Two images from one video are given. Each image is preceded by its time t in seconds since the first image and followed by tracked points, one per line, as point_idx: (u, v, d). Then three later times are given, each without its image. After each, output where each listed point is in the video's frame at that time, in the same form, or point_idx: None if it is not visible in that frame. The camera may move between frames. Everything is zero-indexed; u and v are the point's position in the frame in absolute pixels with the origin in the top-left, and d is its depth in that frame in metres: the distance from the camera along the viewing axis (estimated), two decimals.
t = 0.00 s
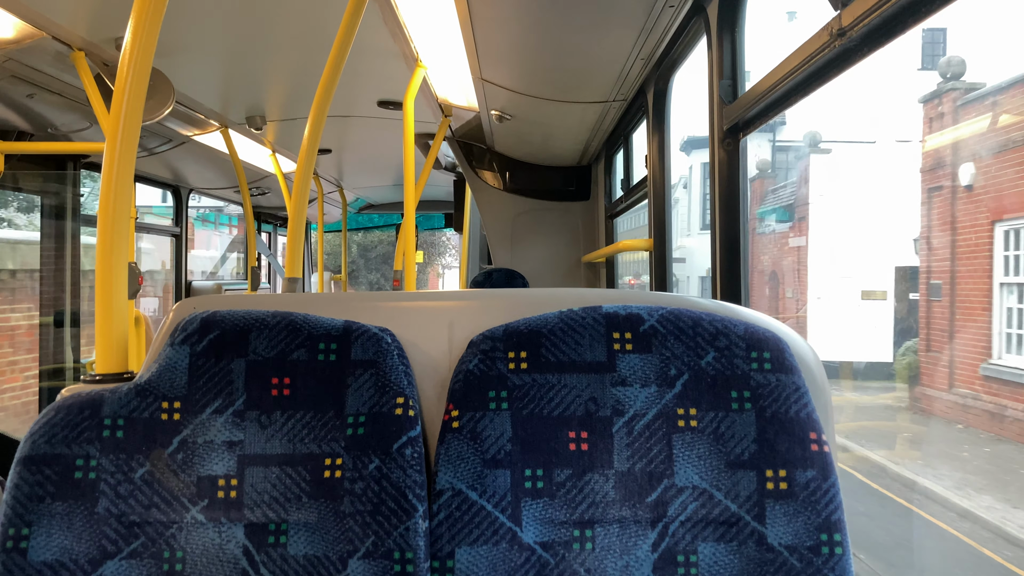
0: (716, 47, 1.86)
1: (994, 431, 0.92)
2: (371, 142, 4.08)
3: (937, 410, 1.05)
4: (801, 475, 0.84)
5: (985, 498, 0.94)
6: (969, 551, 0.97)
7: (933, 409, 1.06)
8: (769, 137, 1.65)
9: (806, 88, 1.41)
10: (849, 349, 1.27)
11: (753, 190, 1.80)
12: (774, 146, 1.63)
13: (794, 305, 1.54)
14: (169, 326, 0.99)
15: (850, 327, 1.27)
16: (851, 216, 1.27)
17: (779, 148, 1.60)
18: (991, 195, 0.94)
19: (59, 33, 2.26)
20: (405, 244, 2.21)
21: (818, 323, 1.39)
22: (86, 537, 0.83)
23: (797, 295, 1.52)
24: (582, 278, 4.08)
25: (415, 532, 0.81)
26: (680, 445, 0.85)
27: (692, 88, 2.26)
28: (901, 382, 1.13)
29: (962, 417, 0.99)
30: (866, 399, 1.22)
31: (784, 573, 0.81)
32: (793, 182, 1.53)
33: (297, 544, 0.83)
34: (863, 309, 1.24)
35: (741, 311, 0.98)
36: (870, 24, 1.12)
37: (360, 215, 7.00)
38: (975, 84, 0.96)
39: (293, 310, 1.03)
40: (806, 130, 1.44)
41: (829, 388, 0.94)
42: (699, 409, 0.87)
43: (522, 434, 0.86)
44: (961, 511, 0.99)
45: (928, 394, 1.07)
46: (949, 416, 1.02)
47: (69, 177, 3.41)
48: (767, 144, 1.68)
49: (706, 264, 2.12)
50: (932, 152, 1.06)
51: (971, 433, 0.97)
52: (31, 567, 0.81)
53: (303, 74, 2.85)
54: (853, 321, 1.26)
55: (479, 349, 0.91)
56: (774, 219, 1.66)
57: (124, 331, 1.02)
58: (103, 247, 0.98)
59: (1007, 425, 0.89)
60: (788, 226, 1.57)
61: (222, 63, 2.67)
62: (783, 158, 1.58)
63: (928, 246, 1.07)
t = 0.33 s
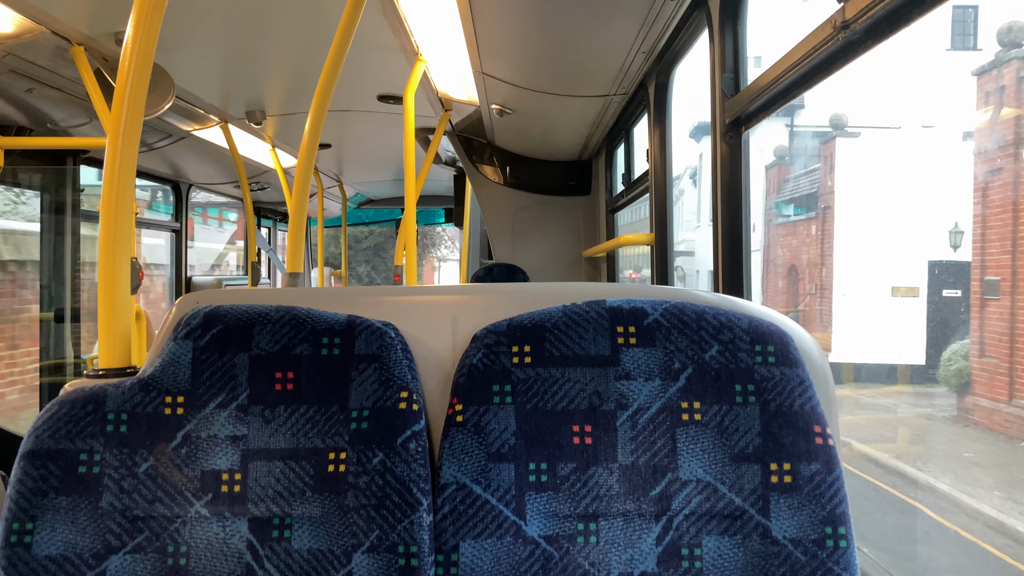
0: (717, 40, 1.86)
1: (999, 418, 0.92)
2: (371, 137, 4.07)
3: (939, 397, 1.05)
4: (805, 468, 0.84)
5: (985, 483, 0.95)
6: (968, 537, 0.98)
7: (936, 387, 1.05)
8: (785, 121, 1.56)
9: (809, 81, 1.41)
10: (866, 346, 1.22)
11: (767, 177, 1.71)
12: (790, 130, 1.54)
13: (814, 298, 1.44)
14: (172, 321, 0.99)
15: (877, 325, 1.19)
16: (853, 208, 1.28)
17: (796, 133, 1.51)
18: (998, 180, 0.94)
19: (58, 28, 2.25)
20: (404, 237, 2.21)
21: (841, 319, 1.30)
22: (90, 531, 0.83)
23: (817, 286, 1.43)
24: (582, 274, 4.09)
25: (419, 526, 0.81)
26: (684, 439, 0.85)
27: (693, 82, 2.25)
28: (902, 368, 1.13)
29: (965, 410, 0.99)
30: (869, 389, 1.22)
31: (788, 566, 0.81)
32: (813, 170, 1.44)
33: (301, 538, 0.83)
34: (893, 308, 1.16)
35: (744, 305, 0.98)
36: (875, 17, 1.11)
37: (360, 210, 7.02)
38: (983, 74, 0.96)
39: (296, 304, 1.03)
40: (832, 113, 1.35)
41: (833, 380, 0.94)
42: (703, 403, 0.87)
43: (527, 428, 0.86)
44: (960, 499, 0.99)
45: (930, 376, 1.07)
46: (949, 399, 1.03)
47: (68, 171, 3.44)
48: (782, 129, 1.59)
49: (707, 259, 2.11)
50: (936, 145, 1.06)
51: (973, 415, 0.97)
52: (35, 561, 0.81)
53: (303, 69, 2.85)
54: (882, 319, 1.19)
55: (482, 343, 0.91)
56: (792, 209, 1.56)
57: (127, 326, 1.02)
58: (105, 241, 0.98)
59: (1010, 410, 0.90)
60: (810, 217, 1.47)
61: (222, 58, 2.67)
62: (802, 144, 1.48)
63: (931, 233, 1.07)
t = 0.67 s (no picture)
0: (720, 26, 1.85)
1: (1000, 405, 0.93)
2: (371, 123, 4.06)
3: (939, 392, 1.06)
4: (805, 453, 0.84)
5: (982, 472, 0.95)
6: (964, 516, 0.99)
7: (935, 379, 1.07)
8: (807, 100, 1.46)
9: (812, 67, 1.40)
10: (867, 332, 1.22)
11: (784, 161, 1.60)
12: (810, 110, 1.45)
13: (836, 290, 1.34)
14: (171, 303, 0.99)
15: (909, 322, 1.11)
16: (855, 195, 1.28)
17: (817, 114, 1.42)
18: (998, 168, 0.94)
19: (57, 10, 2.24)
20: (404, 226, 2.21)
21: (867, 315, 1.21)
22: (89, 511, 0.83)
23: (840, 279, 1.33)
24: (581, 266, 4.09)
25: (419, 507, 0.82)
26: (684, 423, 0.85)
27: (694, 70, 2.25)
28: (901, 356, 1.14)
29: (966, 397, 0.99)
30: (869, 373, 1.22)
31: (787, 550, 0.81)
32: (836, 152, 1.34)
33: (301, 519, 0.83)
34: (924, 301, 1.08)
35: (746, 291, 0.98)
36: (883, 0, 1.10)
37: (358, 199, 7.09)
38: (988, 56, 0.96)
39: (295, 287, 1.03)
40: (859, 90, 1.25)
41: (833, 365, 0.94)
42: (703, 387, 0.87)
43: (527, 412, 0.86)
44: (958, 482, 1.00)
45: (930, 373, 1.08)
46: (949, 395, 1.04)
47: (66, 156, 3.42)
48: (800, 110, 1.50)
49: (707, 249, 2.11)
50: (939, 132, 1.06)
51: (971, 406, 0.99)
52: (35, 540, 0.81)
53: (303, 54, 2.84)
54: (915, 316, 1.10)
55: (483, 326, 0.91)
56: (812, 194, 1.46)
57: (126, 308, 1.01)
58: (104, 220, 0.98)
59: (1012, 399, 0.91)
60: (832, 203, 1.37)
61: (221, 42, 2.66)
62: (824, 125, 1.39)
63: (933, 218, 1.07)
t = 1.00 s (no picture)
0: (719, 17, 1.84)
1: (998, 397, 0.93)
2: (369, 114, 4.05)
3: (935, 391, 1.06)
4: (800, 445, 0.84)
5: (976, 466, 0.97)
6: (958, 506, 0.99)
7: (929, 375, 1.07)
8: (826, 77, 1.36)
9: (811, 58, 1.40)
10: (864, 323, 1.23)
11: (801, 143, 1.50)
12: (830, 88, 1.35)
13: (864, 284, 1.24)
14: (167, 293, 0.99)
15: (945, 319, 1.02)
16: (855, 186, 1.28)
17: (837, 93, 1.32)
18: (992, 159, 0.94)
19: None
20: (404, 217, 2.20)
21: (897, 307, 1.13)
22: (86, 500, 0.83)
23: (867, 268, 1.24)
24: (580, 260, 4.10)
25: (414, 498, 0.82)
26: (679, 415, 0.86)
27: (693, 61, 2.24)
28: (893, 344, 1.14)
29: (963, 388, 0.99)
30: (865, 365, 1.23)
31: (781, 541, 0.81)
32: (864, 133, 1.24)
33: (297, 509, 0.83)
34: (942, 293, 1.04)
35: (742, 284, 0.98)
36: None
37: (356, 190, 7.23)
38: (983, 42, 0.94)
39: (292, 277, 1.03)
40: (890, 63, 1.14)
41: (829, 359, 0.95)
42: (698, 378, 0.87)
43: (523, 403, 0.87)
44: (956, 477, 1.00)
45: (923, 369, 1.08)
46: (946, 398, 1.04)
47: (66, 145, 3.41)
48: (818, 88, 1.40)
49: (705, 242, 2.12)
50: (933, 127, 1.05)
51: (966, 401, 1.00)
52: (32, 530, 0.82)
53: (301, 43, 2.83)
54: (936, 305, 1.05)
55: (479, 318, 0.91)
56: (833, 178, 1.36)
57: (123, 297, 1.01)
58: (101, 209, 0.98)
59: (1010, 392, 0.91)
60: (862, 186, 1.26)
61: (219, 31, 2.65)
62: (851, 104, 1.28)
63: (919, 210, 1.09)
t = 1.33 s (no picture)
0: (720, 11, 1.84)
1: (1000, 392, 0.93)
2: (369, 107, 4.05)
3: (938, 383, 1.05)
4: (802, 437, 0.84)
5: (977, 457, 0.97)
6: (958, 499, 1.00)
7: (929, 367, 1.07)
8: (850, 54, 1.28)
9: (812, 51, 1.40)
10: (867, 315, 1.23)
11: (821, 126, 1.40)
12: (852, 66, 1.28)
13: (896, 278, 1.16)
14: (169, 288, 0.99)
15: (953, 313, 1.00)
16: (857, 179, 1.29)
17: (859, 72, 1.26)
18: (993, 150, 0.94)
19: None
20: (404, 210, 2.20)
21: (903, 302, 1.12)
22: (90, 494, 0.83)
23: (900, 262, 1.15)
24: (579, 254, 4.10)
25: (417, 491, 0.82)
26: (682, 407, 0.86)
27: (693, 54, 2.24)
28: (896, 334, 1.15)
29: (965, 380, 0.99)
30: (867, 357, 1.24)
31: (783, 533, 0.82)
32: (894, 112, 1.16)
33: (300, 502, 0.83)
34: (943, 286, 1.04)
35: (744, 276, 0.98)
36: None
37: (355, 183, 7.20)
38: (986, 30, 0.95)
39: (293, 270, 1.03)
40: (927, 35, 1.06)
41: (831, 351, 0.95)
42: (701, 371, 0.87)
43: (525, 395, 0.87)
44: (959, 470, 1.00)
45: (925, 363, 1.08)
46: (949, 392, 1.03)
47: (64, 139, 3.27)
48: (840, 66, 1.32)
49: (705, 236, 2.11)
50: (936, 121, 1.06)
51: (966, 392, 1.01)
52: (35, 523, 0.82)
53: (301, 38, 2.83)
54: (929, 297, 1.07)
55: (481, 311, 0.91)
56: (856, 163, 1.29)
57: (124, 292, 1.01)
58: (102, 204, 0.98)
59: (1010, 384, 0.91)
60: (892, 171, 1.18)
61: (218, 25, 2.64)
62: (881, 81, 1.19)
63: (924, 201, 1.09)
